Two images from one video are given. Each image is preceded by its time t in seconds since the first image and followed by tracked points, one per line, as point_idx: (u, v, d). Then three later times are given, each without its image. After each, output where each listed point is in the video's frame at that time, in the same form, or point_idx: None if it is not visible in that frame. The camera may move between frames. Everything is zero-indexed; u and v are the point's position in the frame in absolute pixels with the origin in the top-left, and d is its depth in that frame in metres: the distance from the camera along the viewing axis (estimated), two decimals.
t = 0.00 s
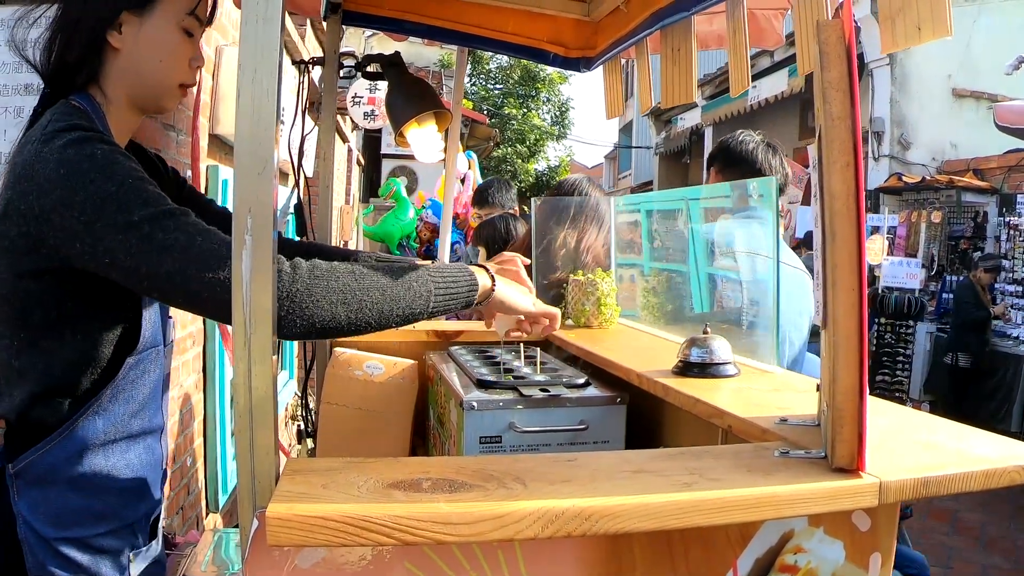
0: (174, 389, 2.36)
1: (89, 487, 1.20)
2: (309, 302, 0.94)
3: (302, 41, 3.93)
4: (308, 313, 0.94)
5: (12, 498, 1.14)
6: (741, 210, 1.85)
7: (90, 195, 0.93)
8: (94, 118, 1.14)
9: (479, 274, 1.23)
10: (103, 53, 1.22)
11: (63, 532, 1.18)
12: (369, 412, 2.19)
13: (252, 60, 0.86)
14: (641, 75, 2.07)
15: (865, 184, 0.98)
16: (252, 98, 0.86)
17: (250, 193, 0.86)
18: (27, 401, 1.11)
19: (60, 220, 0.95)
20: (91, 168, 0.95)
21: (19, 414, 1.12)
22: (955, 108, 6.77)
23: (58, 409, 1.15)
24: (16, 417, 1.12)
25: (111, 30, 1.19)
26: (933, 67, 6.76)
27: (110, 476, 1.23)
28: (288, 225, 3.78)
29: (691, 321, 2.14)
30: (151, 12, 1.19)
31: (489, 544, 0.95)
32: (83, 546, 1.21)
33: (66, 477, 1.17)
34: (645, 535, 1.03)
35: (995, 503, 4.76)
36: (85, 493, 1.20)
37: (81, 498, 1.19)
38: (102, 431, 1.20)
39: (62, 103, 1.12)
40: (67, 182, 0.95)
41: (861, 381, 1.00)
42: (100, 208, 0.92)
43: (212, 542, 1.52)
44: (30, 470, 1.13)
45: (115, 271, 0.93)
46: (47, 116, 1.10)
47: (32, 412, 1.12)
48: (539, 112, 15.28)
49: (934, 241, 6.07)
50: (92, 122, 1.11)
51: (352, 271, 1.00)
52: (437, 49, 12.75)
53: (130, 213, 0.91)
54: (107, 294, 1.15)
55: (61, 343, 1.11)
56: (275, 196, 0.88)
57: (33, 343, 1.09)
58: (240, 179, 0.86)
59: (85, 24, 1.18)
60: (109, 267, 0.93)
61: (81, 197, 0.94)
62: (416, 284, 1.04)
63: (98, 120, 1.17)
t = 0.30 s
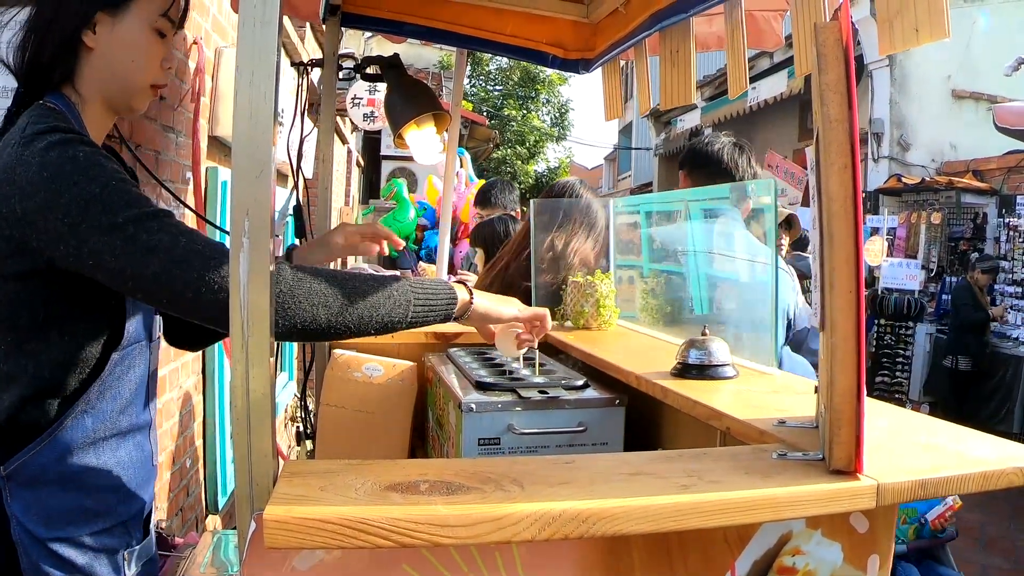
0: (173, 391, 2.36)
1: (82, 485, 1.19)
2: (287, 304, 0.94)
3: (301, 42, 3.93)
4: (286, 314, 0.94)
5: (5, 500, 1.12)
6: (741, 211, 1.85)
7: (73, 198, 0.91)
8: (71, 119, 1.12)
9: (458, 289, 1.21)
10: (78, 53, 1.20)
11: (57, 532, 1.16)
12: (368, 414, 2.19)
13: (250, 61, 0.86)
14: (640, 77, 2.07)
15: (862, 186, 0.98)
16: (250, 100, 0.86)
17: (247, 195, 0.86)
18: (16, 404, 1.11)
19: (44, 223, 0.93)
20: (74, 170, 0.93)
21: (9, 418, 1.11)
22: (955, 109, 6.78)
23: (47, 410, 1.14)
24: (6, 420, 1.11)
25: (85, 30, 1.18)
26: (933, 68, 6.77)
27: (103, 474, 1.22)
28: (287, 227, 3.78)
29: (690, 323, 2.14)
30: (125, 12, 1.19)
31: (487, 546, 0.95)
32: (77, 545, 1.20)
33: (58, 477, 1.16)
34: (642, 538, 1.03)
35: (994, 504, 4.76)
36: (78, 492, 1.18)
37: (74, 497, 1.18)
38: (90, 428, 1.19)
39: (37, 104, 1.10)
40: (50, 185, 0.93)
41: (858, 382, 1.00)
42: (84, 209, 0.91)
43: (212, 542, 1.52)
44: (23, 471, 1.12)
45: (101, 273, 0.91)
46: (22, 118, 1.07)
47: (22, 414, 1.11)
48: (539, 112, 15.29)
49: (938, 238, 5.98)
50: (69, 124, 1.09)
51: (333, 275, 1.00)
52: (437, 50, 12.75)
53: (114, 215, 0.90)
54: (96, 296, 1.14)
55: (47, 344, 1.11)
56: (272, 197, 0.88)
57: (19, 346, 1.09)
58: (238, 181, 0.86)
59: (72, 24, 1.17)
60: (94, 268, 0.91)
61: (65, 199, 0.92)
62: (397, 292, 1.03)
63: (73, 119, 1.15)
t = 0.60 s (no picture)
0: (172, 392, 2.35)
1: (75, 484, 1.17)
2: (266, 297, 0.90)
3: (301, 43, 3.92)
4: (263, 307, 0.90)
5: None
6: (741, 210, 1.85)
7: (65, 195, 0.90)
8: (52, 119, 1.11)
9: (445, 278, 1.16)
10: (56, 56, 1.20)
11: (51, 531, 1.15)
12: (367, 413, 2.19)
13: (249, 60, 0.86)
14: (640, 77, 2.06)
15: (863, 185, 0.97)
16: (248, 98, 0.86)
17: (246, 193, 0.86)
18: (8, 403, 1.09)
19: (35, 220, 0.92)
20: (64, 167, 0.93)
21: None
22: (955, 109, 6.78)
23: (38, 410, 1.12)
24: None
25: (64, 33, 1.17)
26: (933, 69, 6.78)
27: (96, 470, 1.21)
28: (287, 228, 3.79)
29: (690, 323, 2.13)
30: (105, 15, 1.19)
31: (487, 548, 0.94)
32: (71, 543, 1.18)
33: (51, 476, 1.14)
34: (643, 539, 1.02)
35: (996, 505, 4.75)
36: (72, 489, 1.17)
37: (68, 496, 1.17)
38: (80, 426, 1.17)
39: (16, 106, 1.09)
40: (41, 183, 0.92)
41: (859, 383, 1.00)
42: (75, 207, 0.90)
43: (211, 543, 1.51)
44: (15, 472, 1.10)
45: (92, 271, 0.90)
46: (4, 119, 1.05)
47: (13, 414, 1.10)
48: (539, 113, 15.29)
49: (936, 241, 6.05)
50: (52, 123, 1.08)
51: (319, 271, 0.96)
52: (437, 50, 12.73)
53: (104, 212, 0.89)
54: (88, 292, 1.15)
55: (41, 344, 1.11)
56: (271, 196, 0.87)
57: (11, 347, 1.08)
58: (237, 180, 0.86)
59: (61, 21, 1.16)
60: (85, 266, 0.90)
61: (56, 196, 0.91)
62: (385, 286, 0.99)
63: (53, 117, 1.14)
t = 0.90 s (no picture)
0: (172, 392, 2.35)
1: (71, 478, 1.18)
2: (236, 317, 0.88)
3: (302, 42, 3.92)
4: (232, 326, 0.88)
5: None
6: (742, 209, 1.84)
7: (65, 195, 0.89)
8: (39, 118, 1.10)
9: (427, 298, 1.08)
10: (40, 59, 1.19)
11: (50, 528, 1.14)
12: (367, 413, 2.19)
13: (247, 60, 0.86)
14: (640, 77, 2.06)
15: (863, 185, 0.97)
16: (247, 98, 0.85)
17: (245, 194, 0.86)
18: (7, 403, 1.08)
19: (33, 218, 0.91)
20: (66, 169, 0.91)
21: None
22: (955, 109, 6.79)
23: (36, 409, 1.11)
24: None
25: (50, 38, 1.17)
26: (933, 69, 6.78)
27: (88, 464, 1.21)
28: (287, 228, 3.79)
29: (691, 324, 2.13)
30: (91, 23, 1.19)
31: (486, 549, 0.94)
32: (69, 538, 1.18)
33: (49, 473, 1.14)
34: (643, 540, 1.02)
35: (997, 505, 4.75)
36: (68, 483, 1.18)
37: (63, 490, 1.17)
38: (75, 422, 1.17)
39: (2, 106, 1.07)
40: (40, 184, 0.91)
41: (859, 383, 0.99)
42: (75, 208, 0.88)
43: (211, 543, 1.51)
44: (15, 471, 1.09)
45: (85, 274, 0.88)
46: None
47: (12, 414, 1.09)
48: (540, 113, 15.29)
49: (936, 241, 6.09)
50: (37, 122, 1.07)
51: (299, 293, 0.93)
52: (437, 50, 12.73)
53: (102, 218, 0.87)
54: (82, 293, 1.15)
55: (40, 344, 1.10)
56: (270, 196, 0.87)
57: (9, 346, 1.07)
58: (235, 181, 0.86)
59: (54, 21, 1.15)
60: (80, 269, 0.88)
61: (57, 196, 0.89)
62: (362, 310, 0.95)
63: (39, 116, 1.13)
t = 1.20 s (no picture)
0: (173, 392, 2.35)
1: (69, 476, 1.18)
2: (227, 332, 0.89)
3: (302, 43, 3.92)
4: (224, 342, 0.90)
5: None
6: (743, 209, 1.84)
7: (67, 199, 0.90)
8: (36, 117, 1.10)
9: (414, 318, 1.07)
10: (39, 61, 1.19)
11: (48, 527, 1.14)
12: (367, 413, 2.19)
13: (247, 62, 0.86)
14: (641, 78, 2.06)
15: (864, 185, 0.97)
16: (247, 99, 0.86)
17: (245, 195, 0.86)
18: (6, 402, 1.08)
19: (34, 219, 0.91)
20: (70, 170, 0.92)
21: None
22: (955, 109, 6.79)
23: (36, 408, 1.11)
24: None
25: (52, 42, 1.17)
26: (934, 69, 6.78)
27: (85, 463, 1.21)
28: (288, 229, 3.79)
29: (693, 324, 2.13)
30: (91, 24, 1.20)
31: (486, 549, 0.94)
32: (67, 537, 1.18)
33: (48, 472, 1.14)
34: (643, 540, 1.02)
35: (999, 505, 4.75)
36: (66, 482, 1.18)
37: (61, 489, 1.17)
38: (73, 420, 1.17)
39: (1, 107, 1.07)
40: (42, 186, 0.92)
41: (860, 385, 0.99)
42: (77, 211, 0.89)
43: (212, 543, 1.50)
44: (14, 470, 1.09)
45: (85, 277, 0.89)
46: None
47: (12, 413, 1.09)
48: (540, 113, 15.29)
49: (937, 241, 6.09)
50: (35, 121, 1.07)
51: (288, 308, 0.94)
52: (438, 51, 12.73)
53: (104, 223, 0.88)
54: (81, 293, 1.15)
55: (39, 343, 1.10)
56: (270, 198, 0.87)
57: (8, 344, 1.08)
58: (235, 183, 0.86)
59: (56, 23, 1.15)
60: (79, 272, 0.89)
61: (62, 198, 0.90)
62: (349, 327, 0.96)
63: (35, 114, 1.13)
